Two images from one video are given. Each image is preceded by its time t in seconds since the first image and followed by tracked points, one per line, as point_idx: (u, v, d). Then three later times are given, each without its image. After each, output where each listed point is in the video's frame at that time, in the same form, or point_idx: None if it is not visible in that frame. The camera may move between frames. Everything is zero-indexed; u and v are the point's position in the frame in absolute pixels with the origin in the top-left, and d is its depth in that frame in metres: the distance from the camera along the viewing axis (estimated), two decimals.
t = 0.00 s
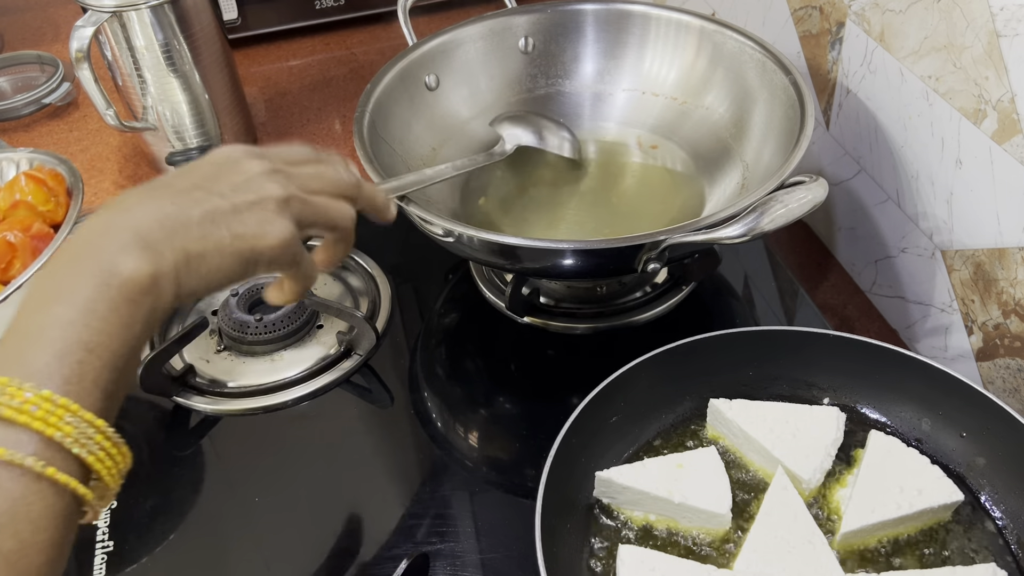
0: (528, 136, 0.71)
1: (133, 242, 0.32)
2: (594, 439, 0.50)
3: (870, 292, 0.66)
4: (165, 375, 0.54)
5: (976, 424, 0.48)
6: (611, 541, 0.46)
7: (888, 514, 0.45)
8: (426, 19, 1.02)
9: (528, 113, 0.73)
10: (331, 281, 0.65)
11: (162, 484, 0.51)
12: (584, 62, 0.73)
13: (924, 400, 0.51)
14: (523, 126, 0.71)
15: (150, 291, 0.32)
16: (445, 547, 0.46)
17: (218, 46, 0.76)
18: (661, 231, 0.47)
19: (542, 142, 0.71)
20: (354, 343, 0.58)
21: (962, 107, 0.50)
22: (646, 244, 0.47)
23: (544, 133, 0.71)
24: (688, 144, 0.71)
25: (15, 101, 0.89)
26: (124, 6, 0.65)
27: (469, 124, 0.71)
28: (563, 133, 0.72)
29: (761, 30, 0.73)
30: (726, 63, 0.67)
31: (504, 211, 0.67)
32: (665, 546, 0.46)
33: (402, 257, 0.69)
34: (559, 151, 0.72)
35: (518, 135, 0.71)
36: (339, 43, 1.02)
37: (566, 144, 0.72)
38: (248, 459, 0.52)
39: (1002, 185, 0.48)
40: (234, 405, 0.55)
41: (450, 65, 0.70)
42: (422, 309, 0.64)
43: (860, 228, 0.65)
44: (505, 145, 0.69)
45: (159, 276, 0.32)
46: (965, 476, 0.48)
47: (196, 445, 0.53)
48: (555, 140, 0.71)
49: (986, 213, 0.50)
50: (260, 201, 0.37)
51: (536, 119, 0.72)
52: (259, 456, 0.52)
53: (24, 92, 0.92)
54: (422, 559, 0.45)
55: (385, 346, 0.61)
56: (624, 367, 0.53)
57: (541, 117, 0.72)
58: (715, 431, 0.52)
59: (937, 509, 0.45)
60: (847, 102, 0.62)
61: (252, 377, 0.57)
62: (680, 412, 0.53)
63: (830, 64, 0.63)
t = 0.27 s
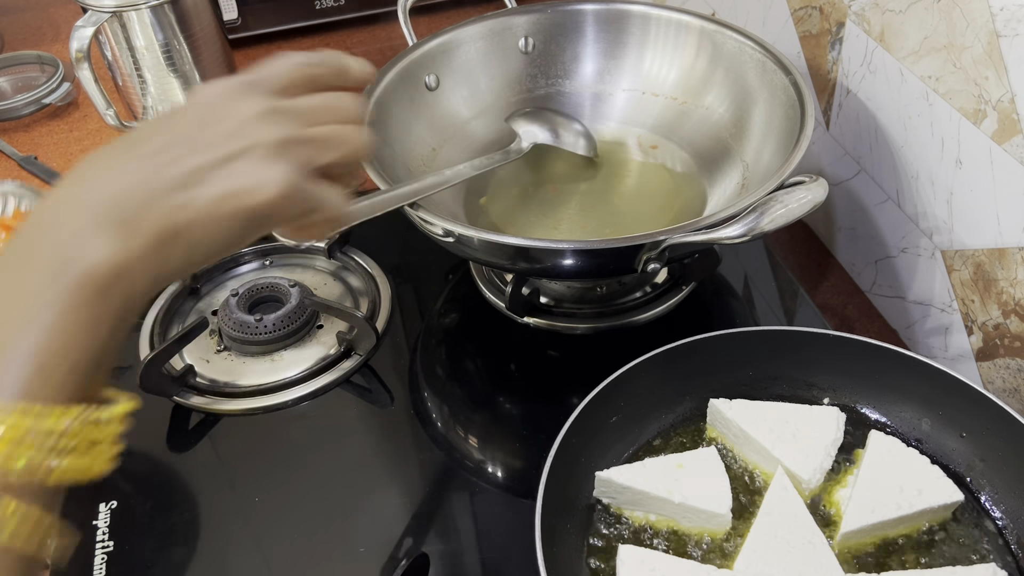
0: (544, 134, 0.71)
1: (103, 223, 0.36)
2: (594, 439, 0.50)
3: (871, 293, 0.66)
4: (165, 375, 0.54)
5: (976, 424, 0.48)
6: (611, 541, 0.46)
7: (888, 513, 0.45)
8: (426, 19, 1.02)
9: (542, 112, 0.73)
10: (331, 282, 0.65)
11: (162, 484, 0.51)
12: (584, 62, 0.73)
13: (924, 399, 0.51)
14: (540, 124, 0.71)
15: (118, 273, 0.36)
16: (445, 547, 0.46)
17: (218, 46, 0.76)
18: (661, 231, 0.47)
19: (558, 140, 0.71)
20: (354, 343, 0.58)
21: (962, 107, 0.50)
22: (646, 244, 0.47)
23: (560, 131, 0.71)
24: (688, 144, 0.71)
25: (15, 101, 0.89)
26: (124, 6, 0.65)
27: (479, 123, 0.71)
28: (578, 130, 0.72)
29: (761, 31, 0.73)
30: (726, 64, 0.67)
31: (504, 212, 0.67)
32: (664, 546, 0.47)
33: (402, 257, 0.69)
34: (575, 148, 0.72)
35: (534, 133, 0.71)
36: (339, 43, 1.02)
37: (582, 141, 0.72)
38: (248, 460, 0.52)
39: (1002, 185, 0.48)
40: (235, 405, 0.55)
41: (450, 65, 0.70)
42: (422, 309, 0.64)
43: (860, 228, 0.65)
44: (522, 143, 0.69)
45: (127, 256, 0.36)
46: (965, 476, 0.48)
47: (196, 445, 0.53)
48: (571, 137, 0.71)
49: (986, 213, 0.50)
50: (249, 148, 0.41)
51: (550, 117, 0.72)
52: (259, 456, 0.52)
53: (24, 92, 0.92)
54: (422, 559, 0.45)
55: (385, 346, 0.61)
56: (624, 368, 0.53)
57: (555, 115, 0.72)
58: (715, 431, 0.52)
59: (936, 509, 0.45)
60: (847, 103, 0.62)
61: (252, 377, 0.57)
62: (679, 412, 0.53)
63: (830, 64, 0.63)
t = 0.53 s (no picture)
0: (550, 133, 0.71)
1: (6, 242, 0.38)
2: (594, 439, 0.50)
3: (871, 293, 0.66)
4: (165, 375, 0.54)
5: (976, 424, 0.48)
6: (611, 541, 0.46)
7: (888, 513, 0.45)
8: (425, 19, 1.02)
9: (546, 111, 0.73)
10: (331, 281, 0.65)
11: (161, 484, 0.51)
12: (584, 62, 0.73)
13: (923, 399, 0.51)
14: (545, 124, 0.71)
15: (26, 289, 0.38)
16: (445, 547, 0.46)
17: (218, 46, 0.76)
18: (661, 231, 0.47)
19: (564, 140, 0.71)
20: (354, 343, 0.58)
21: (962, 107, 0.50)
22: (646, 244, 0.47)
23: (565, 131, 0.71)
24: (688, 144, 0.71)
25: (15, 101, 0.89)
26: (124, 6, 0.65)
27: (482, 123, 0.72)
28: (583, 129, 0.71)
29: (761, 31, 0.73)
30: (726, 64, 0.67)
31: (504, 211, 0.67)
32: (664, 546, 0.47)
33: (402, 257, 0.69)
34: (581, 148, 0.71)
35: (540, 133, 0.70)
36: (339, 43, 1.02)
37: (588, 140, 0.71)
38: (247, 459, 0.52)
39: (1002, 185, 0.48)
40: (235, 405, 0.55)
41: (450, 65, 0.70)
42: (422, 309, 0.64)
43: (859, 228, 0.65)
44: (528, 144, 0.69)
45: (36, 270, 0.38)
46: (965, 476, 0.48)
47: (197, 445, 0.53)
48: (576, 137, 0.71)
49: (986, 213, 0.50)
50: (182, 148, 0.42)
51: (554, 116, 0.72)
52: (258, 456, 0.52)
53: (24, 92, 0.92)
54: (422, 559, 0.45)
55: (385, 346, 0.61)
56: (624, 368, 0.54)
57: (560, 114, 0.72)
58: (715, 431, 0.52)
59: (936, 509, 0.45)
60: (847, 103, 0.62)
61: (252, 377, 0.57)
62: (679, 412, 0.53)
63: (830, 64, 0.63)
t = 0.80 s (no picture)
0: (550, 134, 0.71)
1: None
2: (594, 439, 0.50)
3: (871, 293, 0.66)
4: (165, 375, 0.54)
5: (976, 424, 0.48)
6: (611, 541, 0.46)
7: (888, 513, 0.45)
8: (425, 19, 1.02)
9: (546, 111, 0.73)
10: (331, 281, 0.65)
11: (161, 483, 0.51)
12: (584, 62, 0.73)
13: (924, 399, 0.51)
14: (546, 124, 0.71)
15: None
16: (445, 547, 0.46)
17: (218, 46, 0.76)
18: (661, 231, 0.47)
19: (564, 140, 0.71)
20: (354, 343, 0.58)
21: (962, 107, 0.50)
22: (646, 244, 0.47)
23: (565, 131, 0.71)
24: (688, 145, 0.71)
25: (15, 101, 0.89)
26: (124, 6, 0.64)
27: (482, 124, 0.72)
28: (583, 129, 0.71)
29: (761, 30, 0.73)
30: (726, 64, 0.67)
31: (503, 211, 0.67)
32: (664, 546, 0.47)
33: (402, 257, 0.69)
34: (581, 148, 0.71)
35: (540, 133, 0.70)
36: (339, 43, 1.02)
37: (588, 140, 0.71)
38: (247, 459, 0.52)
39: (1003, 185, 0.48)
40: (235, 405, 0.55)
41: (450, 65, 0.70)
42: (422, 309, 0.64)
43: (859, 228, 0.65)
44: (528, 144, 0.68)
45: None
46: (965, 476, 0.48)
47: (197, 445, 0.53)
48: (577, 137, 0.71)
49: (986, 213, 0.50)
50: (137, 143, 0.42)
51: (555, 117, 0.72)
52: (258, 456, 0.52)
53: (24, 92, 0.92)
54: (422, 559, 0.45)
55: (385, 346, 0.61)
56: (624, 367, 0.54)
57: (560, 114, 0.72)
58: (715, 431, 0.52)
59: (936, 509, 0.45)
60: (847, 103, 0.62)
61: (252, 377, 0.57)
62: (679, 412, 0.53)
63: (830, 64, 0.63)
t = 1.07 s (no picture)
0: (550, 134, 0.71)
1: None
2: (594, 439, 0.50)
3: (871, 293, 0.66)
4: (165, 375, 0.54)
5: (976, 424, 0.48)
6: (611, 541, 0.46)
7: (888, 513, 0.45)
8: (425, 19, 1.02)
9: (546, 111, 0.72)
10: (331, 281, 0.65)
11: (161, 484, 0.51)
12: (584, 62, 0.73)
13: (924, 399, 0.51)
14: (546, 124, 0.71)
15: None
16: (445, 547, 0.46)
17: (218, 46, 0.76)
18: (661, 231, 0.47)
19: (564, 140, 0.71)
20: (354, 343, 0.58)
21: (962, 107, 0.50)
22: (646, 244, 0.47)
23: (565, 131, 0.71)
24: (688, 145, 0.71)
25: (15, 101, 0.89)
26: (124, 6, 0.64)
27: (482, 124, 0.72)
28: (583, 129, 0.71)
29: (761, 30, 0.73)
30: (726, 64, 0.67)
31: (503, 211, 0.67)
32: (664, 546, 0.47)
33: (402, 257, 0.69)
34: (581, 148, 0.71)
35: (540, 133, 0.70)
36: (339, 43, 1.02)
37: (588, 140, 0.71)
38: (246, 459, 0.52)
39: (1003, 185, 0.48)
40: (235, 405, 0.55)
41: (450, 65, 0.70)
42: (422, 309, 0.64)
43: (860, 228, 0.65)
44: (528, 144, 0.68)
45: None
46: (965, 476, 0.48)
47: (197, 445, 0.53)
48: (577, 137, 0.71)
49: (986, 213, 0.50)
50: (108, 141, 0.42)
51: (555, 116, 0.71)
52: (258, 456, 0.52)
53: (24, 92, 0.92)
54: (422, 559, 0.45)
55: (385, 346, 0.61)
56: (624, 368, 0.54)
57: (560, 114, 0.72)
58: (715, 431, 0.52)
59: (937, 509, 0.45)
60: (847, 103, 0.62)
61: (252, 377, 0.57)
62: (680, 412, 0.53)
63: (830, 64, 0.63)
